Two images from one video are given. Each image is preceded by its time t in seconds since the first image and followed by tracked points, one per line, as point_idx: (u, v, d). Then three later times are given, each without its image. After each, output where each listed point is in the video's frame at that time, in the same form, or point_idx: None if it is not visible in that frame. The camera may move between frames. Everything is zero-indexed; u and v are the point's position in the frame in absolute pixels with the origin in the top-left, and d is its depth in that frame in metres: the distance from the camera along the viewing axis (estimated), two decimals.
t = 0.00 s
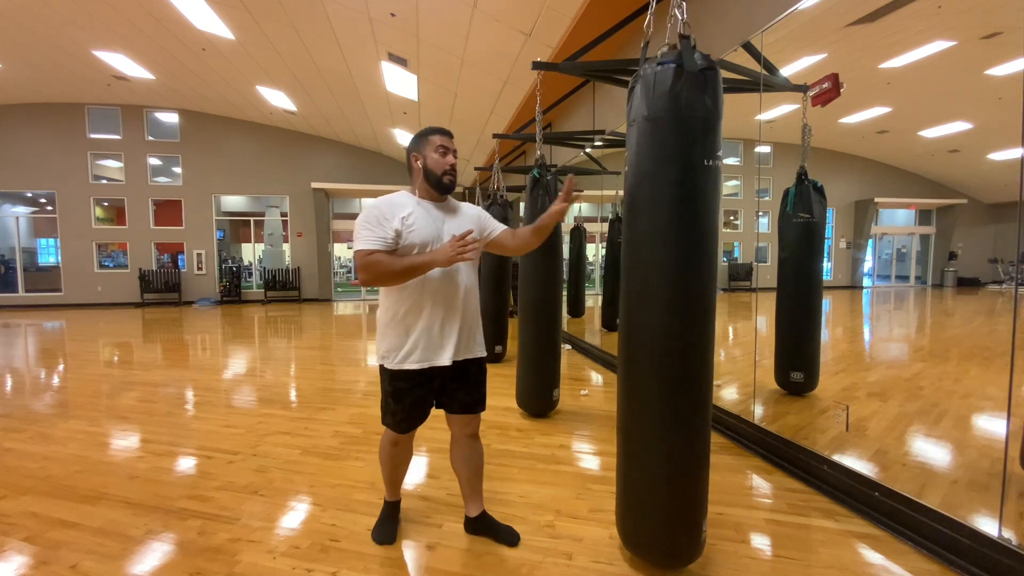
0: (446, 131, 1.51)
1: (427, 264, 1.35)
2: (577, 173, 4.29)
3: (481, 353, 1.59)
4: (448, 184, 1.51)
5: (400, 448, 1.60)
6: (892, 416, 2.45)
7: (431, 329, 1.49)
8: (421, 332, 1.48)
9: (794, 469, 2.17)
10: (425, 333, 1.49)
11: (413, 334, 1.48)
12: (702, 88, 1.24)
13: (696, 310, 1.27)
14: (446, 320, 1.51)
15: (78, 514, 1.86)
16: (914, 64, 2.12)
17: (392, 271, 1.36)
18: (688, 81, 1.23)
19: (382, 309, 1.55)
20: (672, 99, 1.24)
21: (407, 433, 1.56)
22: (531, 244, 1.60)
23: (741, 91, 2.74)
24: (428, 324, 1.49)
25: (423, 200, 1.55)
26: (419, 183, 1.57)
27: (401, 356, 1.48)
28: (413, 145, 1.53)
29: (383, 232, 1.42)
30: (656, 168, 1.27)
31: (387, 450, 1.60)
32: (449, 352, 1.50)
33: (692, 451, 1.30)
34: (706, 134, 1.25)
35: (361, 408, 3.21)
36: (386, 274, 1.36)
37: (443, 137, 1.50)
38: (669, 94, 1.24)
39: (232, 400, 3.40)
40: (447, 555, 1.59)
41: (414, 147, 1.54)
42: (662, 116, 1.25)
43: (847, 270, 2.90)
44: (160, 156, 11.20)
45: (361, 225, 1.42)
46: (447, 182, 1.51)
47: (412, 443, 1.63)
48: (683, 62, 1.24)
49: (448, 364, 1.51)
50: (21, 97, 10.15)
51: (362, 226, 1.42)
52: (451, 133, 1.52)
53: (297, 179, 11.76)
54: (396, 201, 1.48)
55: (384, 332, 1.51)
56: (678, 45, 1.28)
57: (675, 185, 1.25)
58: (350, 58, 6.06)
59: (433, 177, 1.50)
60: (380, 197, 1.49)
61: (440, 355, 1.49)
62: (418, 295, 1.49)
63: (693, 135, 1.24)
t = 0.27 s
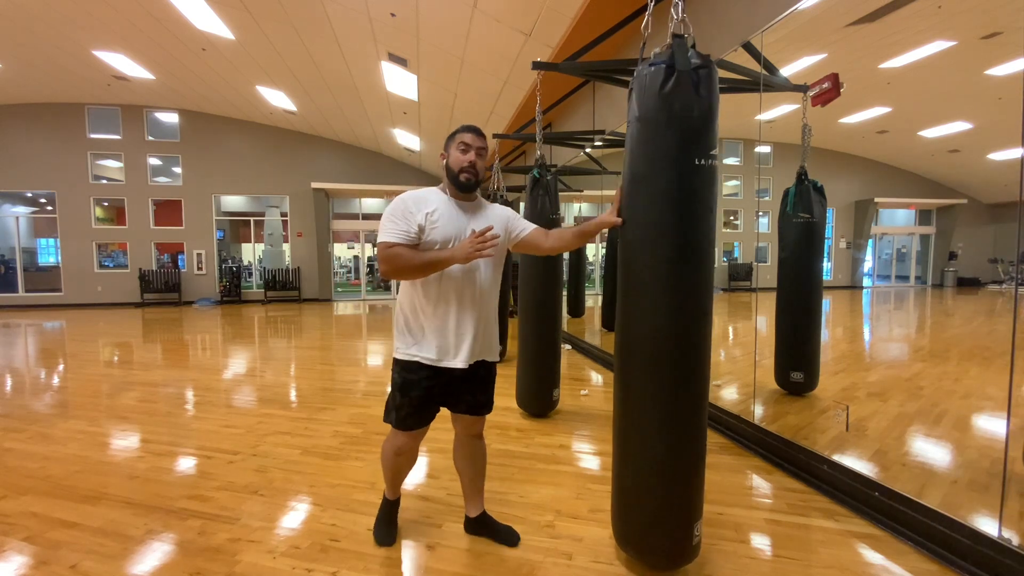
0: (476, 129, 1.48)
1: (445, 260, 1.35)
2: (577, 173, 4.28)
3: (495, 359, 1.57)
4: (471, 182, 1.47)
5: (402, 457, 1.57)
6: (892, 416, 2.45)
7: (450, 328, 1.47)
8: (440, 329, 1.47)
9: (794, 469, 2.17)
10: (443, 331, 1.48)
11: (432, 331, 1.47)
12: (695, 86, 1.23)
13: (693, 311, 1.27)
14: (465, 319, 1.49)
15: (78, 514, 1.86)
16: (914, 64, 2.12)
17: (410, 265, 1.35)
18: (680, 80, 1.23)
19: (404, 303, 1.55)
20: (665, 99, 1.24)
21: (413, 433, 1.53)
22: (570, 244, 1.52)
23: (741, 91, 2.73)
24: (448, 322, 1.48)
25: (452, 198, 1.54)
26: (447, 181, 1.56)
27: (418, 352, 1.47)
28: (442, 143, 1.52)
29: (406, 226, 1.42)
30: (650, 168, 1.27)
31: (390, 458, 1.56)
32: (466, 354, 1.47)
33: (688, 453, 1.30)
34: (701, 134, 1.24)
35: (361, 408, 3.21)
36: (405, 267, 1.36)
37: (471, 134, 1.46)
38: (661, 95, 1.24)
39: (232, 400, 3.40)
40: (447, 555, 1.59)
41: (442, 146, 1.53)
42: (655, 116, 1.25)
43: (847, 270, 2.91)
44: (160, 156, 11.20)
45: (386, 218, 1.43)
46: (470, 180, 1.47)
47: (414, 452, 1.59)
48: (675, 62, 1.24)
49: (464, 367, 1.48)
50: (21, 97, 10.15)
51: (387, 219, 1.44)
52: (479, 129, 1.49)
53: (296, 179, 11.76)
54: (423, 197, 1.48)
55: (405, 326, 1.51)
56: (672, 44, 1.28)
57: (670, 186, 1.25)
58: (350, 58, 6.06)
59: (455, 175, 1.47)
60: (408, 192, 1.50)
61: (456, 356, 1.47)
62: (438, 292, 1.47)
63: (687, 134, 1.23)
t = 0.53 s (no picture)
0: (477, 127, 1.48)
1: (444, 260, 1.33)
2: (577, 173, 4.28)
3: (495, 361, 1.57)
4: (471, 180, 1.47)
5: (403, 462, 1.50)
6: (892, 416, 2.45)
7: (453, 331, 1.46)
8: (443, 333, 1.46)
9: (794, 469, 2.17)
10: (446, 335, 1.46)
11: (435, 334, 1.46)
12: (691, 85, 1.22)
13: (691, 313, 1.27)
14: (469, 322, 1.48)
15: (78, 514, 1.86)
16: (914, 64, 2.12)
17: (409, 265, 1.33)
18: (675, 80, 1.23)
19: (402, 305, 1.52)
20: (661, 100, 1.24)
21: (413, 439, 1.48)
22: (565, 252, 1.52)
23: (741, 91, 2.73)
24: (451, 324, 1.47)
25: (452, 197, 1.54)
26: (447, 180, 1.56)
27: (419, 356, 1.44)
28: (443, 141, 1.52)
29: (405, 225, 1.40)
30: (646, 169, 1.28)
31: (389, 463, 1.48)
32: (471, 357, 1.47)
33: (688, 454, 1.30)
34: (698, 133, 1.23)
35: (361, 408, 3.21)
36: (403, 267, 1.34)
37: (472, 132, 1.46)
38: (657, 96, 1.25)
39: (232, 400, 3.40)
40: (447, 557, 1.58)
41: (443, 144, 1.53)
42: (650, 117, 1.26)
43: (847, 270, 2.89)
44: (160, 156, 11.20)
45: (384, 215, 1.41)
46: (470, 178, 1.47)
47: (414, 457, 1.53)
48: (670, 62, 1.24)
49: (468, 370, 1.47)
50: (21, 97, 10.15)
51: (385, 217, 1.41)
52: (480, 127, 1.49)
53: (296, 179, 11.76)
54: (422, 195, 1.47)
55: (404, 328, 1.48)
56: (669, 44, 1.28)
57: (668, 186, 1.25)
58: (351, 58, 6.06)
59: (455, 172, 1.47)
60: (408, 189, 1.49)
61: (460, 358, 1.46)
62: (437, 292, 1.46)
63: (683, 134, 1.23)
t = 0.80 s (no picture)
0: (455, 126, 1.48)
1: (434, 261, 1.32)
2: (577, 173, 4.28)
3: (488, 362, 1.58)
4: (452, 180, 1.48)
5: (399, 465, 1.47)
6: (892, 416, 2.45)
7: (446, 337, 1.47)
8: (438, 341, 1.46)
9: (794, 469, 2.17)
10: (439, 342, 1.47)
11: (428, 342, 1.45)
12: (688, 83, 1.22)
13: (691, 313, 1.27)
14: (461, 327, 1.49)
15: (78, 514, 1.85)
16: (914, 64, 2.12)
17: (396, 269, 1.32)
18: (672, 79, 1.23)
19: (385, 315, 1.49)
20: (658, 99, 1.25)
21: (407, 445, 1.45)
22: (533, 257, 1.62)
23: (741, 91, 2.73)
24: (444, 330, 1.47)
25: (431, 199, 1.53)
26: (426, 181, 1.56)
27: (413, 366, 1.44)
28: (420, 142, 1.52)
29: (389, 229, 1.37)
30: (644, 169, 1.28)
31: (385, 469, 1.45)
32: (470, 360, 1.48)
33: (688, 455, 1.30)
34: (696, 131, 1.23)
35: (361, 408, 3.21)
36: (391, 273, 1.32)
37: (450, 131, 1.47)
38: (653, 95, 1.25)
39: (232, 400, 3.40)
40: (449, 555, 1.59)
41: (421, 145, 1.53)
42: (647, 117, 1.27)
43: (847, 270, 2.89)
44: (160, 156, 11.21)
45: (365, 219, 1.37)
46: (451, 177, 1.48)
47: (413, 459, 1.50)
48: (667, 61, 1.25)
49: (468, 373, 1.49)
50: (21, 96, 10.15)
51: (366, 221, 1.37)
52: (460, 126, 1.50)
53: (296, 179, 11.76)
54: (403, 198, 1.45)
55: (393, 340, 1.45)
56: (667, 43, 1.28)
57: (668, 186, 1.25)
58: (350, 58, 6.06)
59: (434, 172, 1.47)
60: (387, 193, 1.46)
61: (460, 363, 1.48)
62: (427, 297, 1.45)
63: (681, 132, 1.23)
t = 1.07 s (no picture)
0: (465, 127, 1.47)
1: (451, 263, 1.32)
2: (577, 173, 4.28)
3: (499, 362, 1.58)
4: (464, 182, 1.47)
5: (406, 466, 1.47)
6: (892, 416, 2.45)
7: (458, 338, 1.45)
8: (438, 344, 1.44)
9: (794, 469, 2.17)
10: (452, 344, 1.45)
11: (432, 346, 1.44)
12: (685, 82, 1.22)
13: (691, 313, 1.27)
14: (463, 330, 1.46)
15: (78, 514, 1.85)
16: (914, 64, 2.12)
17: (414, 273, 1.32)
18: (669, 79, 1.23)
19: (397, 317, 1.49)
20: (655, 99, 1.25)
21: (416, 447, 1.45)
22: (549, 252, 1.65)
23: (741, 92, 2.73)
24: (456, 332, 1.45)
25: (444, 201, 1.53)
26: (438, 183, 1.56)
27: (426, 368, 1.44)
28: (430, 144, 1.51)
29: (406, 233, 1.38)
30: (643, 169, 1.29)
31: (392, 470, 1.45)
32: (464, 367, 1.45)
33: (689, 455, 1.30)
34: (693, 130, 1.23)
35: (361, 407, 3.21)
36: (407, 277, 1.32)
37: (460, 133, 1.45)
38: (650, 95, 1.26)
39: (232, 400, 3.40)
40: (450, 556, 1.59)
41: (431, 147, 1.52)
42: (645, 117, 1.27)
43: (847, 270, 2.89)
44: (160, 156, 11.20)
45: (381, 224, 1.37)
46: (463, 179, 1.47)
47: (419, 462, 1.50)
48: (664, 61, 1.25)
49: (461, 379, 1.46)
50: (21, 96, 10.15)
51: (381, 226, 1.37)
52: (471, 127, 1.48)
53: (296, 179, 11.76)
54: (417, 202, 1.45)
55: (401, 342, 1.46)
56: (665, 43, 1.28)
57: (668, 186, 1.25)
58: (350, 58, 6.06)
59: (445, 175, 1.47)
60: (401, 197, 1.46)
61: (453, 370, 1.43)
62: (440, 299, 1.44)
63: (678, 131, 1.23)
